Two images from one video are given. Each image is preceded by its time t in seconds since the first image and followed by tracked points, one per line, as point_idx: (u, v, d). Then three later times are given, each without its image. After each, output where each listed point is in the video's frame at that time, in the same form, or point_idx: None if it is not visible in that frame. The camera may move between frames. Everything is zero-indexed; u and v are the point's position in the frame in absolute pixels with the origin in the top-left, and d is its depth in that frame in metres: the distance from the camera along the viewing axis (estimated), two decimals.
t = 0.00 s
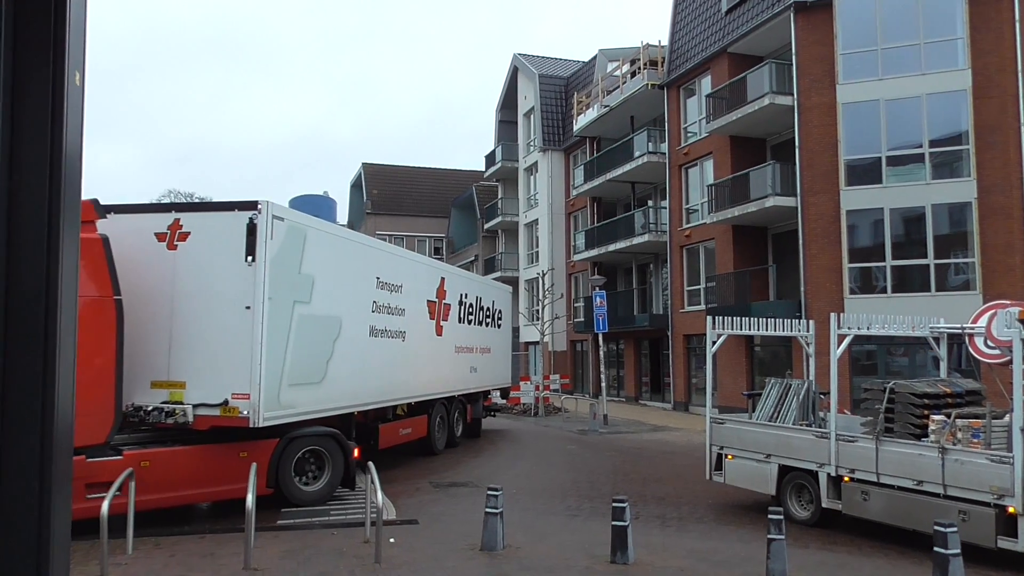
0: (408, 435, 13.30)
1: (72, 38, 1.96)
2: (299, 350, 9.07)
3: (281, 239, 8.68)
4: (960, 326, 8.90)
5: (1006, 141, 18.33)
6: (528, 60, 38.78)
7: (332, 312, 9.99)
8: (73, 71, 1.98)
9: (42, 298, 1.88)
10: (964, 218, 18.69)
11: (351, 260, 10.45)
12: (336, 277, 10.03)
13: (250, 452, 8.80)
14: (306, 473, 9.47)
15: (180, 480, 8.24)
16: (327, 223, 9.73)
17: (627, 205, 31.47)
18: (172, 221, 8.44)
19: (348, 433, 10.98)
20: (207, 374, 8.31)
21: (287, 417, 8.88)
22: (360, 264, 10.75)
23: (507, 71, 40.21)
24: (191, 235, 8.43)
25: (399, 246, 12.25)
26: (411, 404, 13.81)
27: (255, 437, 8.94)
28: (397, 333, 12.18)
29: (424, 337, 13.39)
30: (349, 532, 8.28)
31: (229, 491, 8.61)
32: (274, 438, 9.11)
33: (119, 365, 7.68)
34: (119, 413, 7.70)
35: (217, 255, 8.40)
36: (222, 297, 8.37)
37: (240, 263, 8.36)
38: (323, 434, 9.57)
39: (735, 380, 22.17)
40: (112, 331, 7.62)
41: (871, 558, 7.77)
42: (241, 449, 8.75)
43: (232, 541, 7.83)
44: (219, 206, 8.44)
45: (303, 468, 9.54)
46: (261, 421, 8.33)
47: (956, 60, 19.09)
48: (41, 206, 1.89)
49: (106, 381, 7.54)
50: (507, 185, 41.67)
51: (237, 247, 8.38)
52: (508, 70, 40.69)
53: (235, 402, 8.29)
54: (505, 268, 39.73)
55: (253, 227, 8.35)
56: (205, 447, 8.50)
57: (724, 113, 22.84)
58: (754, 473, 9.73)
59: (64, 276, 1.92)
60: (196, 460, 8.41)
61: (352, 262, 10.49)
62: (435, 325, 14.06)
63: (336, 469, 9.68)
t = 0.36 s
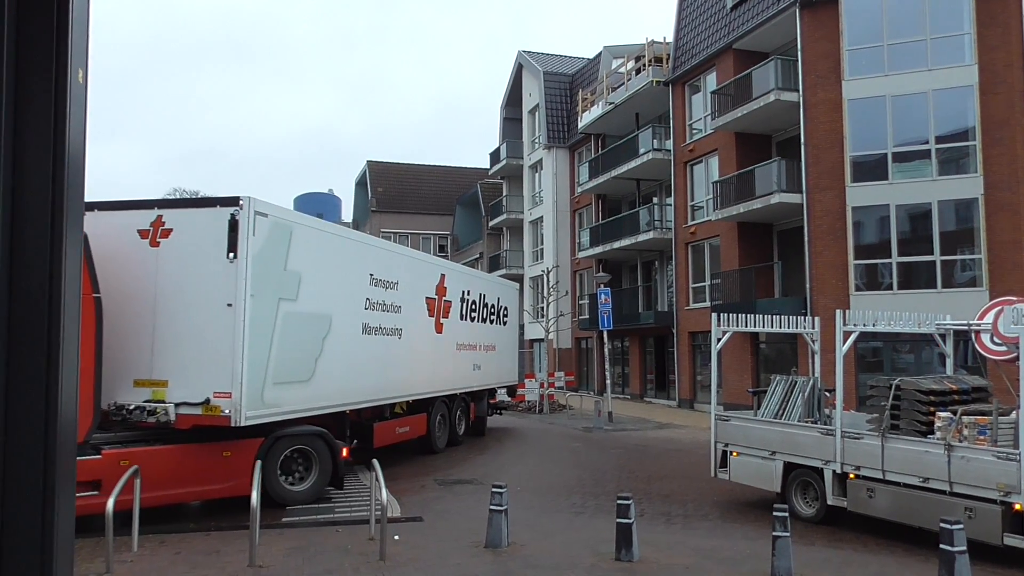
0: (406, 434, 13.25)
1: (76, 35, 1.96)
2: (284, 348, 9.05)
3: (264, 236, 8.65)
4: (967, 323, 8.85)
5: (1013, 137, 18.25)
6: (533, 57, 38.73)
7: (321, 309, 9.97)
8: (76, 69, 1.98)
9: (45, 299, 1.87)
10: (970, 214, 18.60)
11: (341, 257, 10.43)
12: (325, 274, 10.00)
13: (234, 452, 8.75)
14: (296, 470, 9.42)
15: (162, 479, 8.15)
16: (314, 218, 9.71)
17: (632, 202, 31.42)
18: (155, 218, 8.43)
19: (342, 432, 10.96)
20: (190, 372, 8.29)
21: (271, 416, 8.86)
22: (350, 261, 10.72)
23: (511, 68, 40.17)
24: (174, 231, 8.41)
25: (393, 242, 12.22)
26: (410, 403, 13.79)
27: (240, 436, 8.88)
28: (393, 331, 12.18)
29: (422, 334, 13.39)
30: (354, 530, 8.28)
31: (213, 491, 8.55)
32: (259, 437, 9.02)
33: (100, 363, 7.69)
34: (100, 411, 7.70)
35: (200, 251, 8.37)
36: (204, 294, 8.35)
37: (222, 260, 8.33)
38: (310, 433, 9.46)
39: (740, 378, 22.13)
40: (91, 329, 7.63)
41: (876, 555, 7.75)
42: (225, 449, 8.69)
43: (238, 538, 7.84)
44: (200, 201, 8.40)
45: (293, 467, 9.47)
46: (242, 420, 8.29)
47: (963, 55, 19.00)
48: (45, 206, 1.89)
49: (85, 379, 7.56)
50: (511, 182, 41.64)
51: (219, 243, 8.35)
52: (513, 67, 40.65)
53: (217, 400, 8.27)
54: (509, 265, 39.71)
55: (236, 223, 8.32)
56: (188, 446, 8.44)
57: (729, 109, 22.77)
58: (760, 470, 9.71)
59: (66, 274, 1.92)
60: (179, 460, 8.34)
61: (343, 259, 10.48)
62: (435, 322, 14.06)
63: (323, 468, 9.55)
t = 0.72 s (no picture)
0: (398, 435, 13.19)
1: (72, 33, 1.95)
2: (264, 349, 8.99)
3: (242, 235, 8.62)
4: (965, 323, 8.85)
5: (1010, 137, 18.27)
6: (532, 57, 38.73)
7: (305, 309, 9.94)
8: (74, 68, 1.97)
9: (42, 297, 1.86)
10: (968, 215, 18.61)
11: (325, 257, 10.40)
12: (308, 275, 9.96)
13: (213, 454, 8.62)
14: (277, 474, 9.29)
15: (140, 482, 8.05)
16: (296, 217, 9.69)
17: (630, 203, 31.42)
18: (133, 217, 8.40)
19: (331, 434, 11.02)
20: (167, 374, 8.21)
21: (251, 417, 8.76)
22: (335, 262, 10.68)
23: (510, 69, 40.15)
24: (151, 231, 8.37)
25: (382, 242, 12.20)
26: (403, 405, 13.76)
27: (219, 437, 8.77)
28: (383, 331, 12.16)
29: (415, 334, 13.37)
30: (352, 530, 8.26)
31: (189, 494, 8.41)
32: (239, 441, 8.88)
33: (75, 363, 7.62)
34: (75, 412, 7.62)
35: (178, 251, 8.32)
36: (181, 294, 8.28)
37: (199, 260, 8.28)
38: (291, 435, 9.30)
39: (738, 378, 22.14)
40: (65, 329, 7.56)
41: (875, 556, 7.75)
42: (204, 451, 8.56)
43: (236, 539, 7.82)
44: (177, 200, 8.35)
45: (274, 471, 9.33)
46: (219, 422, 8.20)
47: (961, 56, 19.02)
48: (41, 206, 1.88)
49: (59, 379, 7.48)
50: (510, 183, 41.65)
51: (197, 243, 8.30)
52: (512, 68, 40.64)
53: (193, 402, 8.18)
54: (508, 266, 39.73)
55: (213, 222, 8.29)
56: (165, 448, 8.31)
57: (728, 110, 22.77)
58: (758, 471, 9.71)
59: (64, 274, 1.91)
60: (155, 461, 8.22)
61: (327, 259, 10.45)
62: (429, 322, 14.03)
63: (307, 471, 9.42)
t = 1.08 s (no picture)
0: (394, 437, 13.15)
1: (73, 32, 1.96)
2: (249, 349, 8.99)
3: (225, 234, 8.60)
4: (967, 323, 8.84)
5: (1012, 137, 18.26)
6: (533, 58, 38.74)
7: (293, 309, 9.93)
8: (75, 69, 1.98)
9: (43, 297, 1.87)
10: (971, 215, 18.58)
11: (315, 257, 10.39)
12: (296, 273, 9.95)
13: (197, 456, 8.63)
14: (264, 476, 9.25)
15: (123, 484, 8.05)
16: (283, 216, 9.67)
17: (632, 203, 31.42)
18: (115, 217, 8.41)
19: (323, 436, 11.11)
20: (149, 374, 8.21)
21: (235, 418, 8.74)
22: (326, 261, 10.68)
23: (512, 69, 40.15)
24: (134, 230, 8.38)
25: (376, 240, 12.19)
26: (399, 406, 13.77)
27: (203, 438, 8.78)
28: (377, 331, 12.16)
29: (411, 334, 13.36)
30: (354, 531, 8.27)
31: (170, 496, 8.38)
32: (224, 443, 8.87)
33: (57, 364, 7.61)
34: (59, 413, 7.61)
35: (160, 250, 8.31)
36: (163, 293, 8.28)
37: (182, 259, 8.26)
38: (279, 435, 9.27)
39: (741, 378, 22.13)
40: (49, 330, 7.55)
41: (878, 556, 7.73)
42: (187, 452, 8.57)
43: (238, 539, 7.83)
44: (159, 199, 8.35)
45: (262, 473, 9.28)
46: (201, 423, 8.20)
47: (963, 55, 19.00)
48: (43, 208, 1.89)
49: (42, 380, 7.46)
50: (512, 183, 41.67)
51: (179, 243, 8.29)
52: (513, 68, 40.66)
53: (175, 403, 8.17)
54: (510, 266, 39.76)
55: (195, 221, 8.27)
56: (148, 450, 8.32)
57: (730, 110, 22.76)
58: (760, 471, 9.70)
59: (65, 274, 1.91)
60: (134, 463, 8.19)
61: (317, 259, 10.44)
62: (427, 322, 14.03)
63: (295, 472, 9.37)
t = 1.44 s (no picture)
0: (386, 437, 13.12)
1: (73, 32, 1.95)
2: (231, 349, 8.97)
3: (205, 232, 8.58)
4: (966, 323, 8.84)
5: (1011, 137, 18.27)
6: (532, 57, 38.74)
7: (277, 308, 9.92)
8: (74, 67, 1.97)
9: (42, 297, 1.87)
10: (970, 214, 18.58)
11: (300, 256, 10.38)
12: (280, 273, 9.94)
13: (176, 457, 8.61)
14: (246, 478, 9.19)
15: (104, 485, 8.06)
16: (266, 214, 9.65)
17: (631, 202, 31.42)
18: (94, 215, 8.42)
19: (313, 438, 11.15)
20: (126, 374, 8.22)
21: (215, 418, 8.71)
22: (312, 260, 10.67)
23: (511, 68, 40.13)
24: (113, 229, 8.39)
25: (367, 239, 12.19)
26: (393, 406, 13.77)
27: (182, 439, 8.76)
28: (368, 331, 12.15)
29: (405, 333, 13.36)
30: (352, 530, 8.27)
31: (150, 498, 8.36)
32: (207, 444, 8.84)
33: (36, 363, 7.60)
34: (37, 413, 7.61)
35: (138, 249, 8.31)
36: (141, 292, 8.28)
37: (160, 257, 8.26)
38: (262, 437, 9.24)
39: (739, 377, 22.14)
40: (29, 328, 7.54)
41: (877, 555, 7.74)
42: (166, 453, 8.55)
43: (237, 538, 7.83)
44: (138, 197, 8.36)
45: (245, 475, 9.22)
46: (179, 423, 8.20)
47: (962, 55, 19.01)
48: (42, 208, 1.88)
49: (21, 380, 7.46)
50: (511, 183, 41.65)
51: (156, 241, 8.28)
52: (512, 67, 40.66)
53: (153, 403, 8.17)
54: (510, 266, 39.75)
55: (173, 219, 8.26)
56: (127, 451, 8.30)
57: (729, 109, 22.76)
58: (759, 470, 9.71)
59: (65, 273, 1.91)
60: (111, 468, 8.15)
61: (302, 258, 10.42)
62: (421, 321, 14.03)
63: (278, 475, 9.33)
